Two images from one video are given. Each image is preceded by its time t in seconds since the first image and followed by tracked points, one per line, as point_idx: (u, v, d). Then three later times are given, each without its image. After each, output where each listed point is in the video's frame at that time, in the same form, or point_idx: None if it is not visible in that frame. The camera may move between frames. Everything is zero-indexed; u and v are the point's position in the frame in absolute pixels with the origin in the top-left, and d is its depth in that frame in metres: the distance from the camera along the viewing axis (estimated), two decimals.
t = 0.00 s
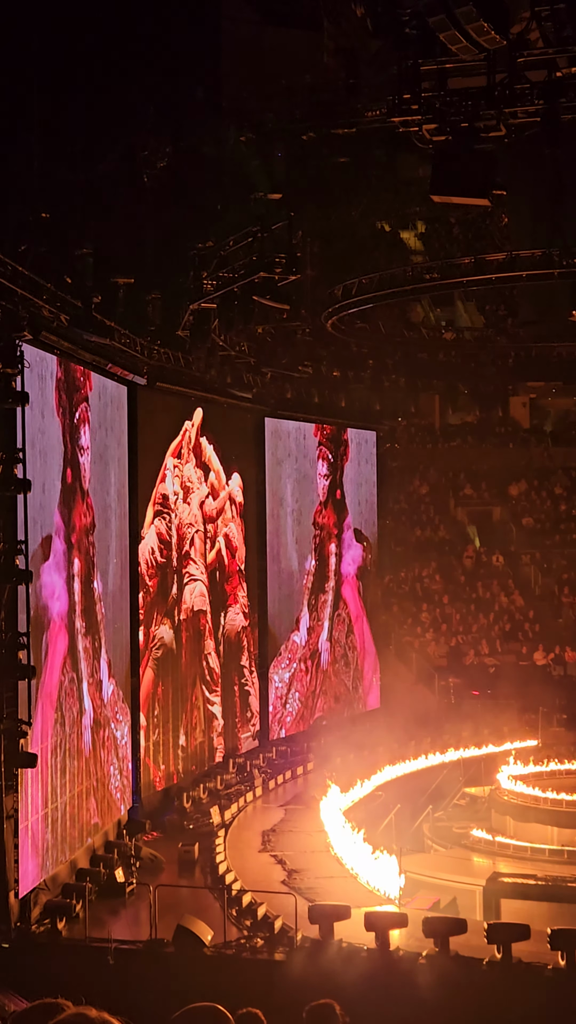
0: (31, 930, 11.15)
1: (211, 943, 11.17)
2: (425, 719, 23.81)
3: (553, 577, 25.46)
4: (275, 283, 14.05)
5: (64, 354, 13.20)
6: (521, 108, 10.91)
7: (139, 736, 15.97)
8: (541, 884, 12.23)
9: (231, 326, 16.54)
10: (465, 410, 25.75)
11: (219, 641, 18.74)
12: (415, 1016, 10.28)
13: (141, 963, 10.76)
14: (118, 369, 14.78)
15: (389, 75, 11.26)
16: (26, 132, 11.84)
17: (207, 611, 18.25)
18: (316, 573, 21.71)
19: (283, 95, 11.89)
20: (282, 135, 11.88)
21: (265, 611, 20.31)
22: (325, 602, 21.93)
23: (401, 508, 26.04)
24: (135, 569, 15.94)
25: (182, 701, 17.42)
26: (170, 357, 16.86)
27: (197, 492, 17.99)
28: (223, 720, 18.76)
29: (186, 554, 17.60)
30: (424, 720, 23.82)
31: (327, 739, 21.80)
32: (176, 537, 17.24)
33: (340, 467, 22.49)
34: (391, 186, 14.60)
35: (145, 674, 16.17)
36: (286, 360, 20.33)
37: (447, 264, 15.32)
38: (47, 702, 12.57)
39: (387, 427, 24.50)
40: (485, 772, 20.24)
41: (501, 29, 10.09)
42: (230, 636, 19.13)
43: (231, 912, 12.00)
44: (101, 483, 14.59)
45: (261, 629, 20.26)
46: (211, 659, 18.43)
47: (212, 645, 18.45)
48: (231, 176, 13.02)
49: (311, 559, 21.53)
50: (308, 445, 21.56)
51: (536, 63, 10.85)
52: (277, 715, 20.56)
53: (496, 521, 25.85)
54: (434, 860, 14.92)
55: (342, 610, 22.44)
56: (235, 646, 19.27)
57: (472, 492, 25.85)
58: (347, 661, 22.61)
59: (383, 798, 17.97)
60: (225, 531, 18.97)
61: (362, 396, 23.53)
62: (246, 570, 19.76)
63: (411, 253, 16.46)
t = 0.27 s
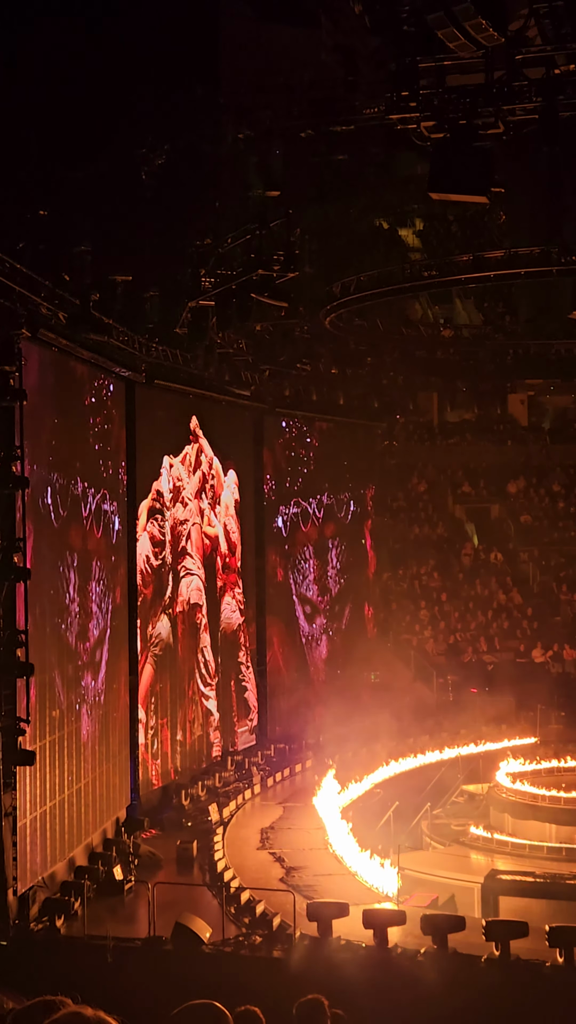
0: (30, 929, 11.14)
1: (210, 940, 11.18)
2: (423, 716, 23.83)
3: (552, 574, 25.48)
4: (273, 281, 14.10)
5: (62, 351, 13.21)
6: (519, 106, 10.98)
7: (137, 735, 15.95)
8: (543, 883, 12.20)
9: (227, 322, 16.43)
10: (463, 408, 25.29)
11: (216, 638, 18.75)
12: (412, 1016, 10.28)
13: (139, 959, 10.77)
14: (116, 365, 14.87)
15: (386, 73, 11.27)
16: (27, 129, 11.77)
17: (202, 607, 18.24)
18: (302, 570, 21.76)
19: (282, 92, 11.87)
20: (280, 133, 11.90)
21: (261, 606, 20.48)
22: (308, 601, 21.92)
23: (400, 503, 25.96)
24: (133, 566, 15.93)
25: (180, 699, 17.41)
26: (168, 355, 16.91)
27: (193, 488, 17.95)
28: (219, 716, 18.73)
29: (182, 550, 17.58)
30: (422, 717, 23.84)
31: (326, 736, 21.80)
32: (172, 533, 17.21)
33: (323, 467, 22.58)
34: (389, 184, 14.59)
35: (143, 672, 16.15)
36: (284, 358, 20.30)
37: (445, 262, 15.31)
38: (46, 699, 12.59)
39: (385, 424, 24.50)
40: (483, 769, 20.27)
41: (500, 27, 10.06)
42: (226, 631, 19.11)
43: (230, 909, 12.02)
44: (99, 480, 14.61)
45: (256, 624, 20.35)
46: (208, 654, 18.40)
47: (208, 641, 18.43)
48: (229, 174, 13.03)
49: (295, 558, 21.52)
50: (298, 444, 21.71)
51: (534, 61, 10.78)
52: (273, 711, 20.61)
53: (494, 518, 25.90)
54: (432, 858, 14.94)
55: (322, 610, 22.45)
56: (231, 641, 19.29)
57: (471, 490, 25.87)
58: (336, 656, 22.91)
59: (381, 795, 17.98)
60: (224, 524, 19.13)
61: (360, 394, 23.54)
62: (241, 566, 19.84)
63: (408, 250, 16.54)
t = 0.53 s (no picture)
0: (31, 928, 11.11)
1: (211, 937, 11.20)
2: (424, 713, 23.84)
3: (552, 572, 25.46)
4: (274, 276, 14.16)
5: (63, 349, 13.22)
6: (520, 103, 10.97)
7: (139, 730, 15.98)
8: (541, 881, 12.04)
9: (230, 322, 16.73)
10: (464, 407, 25.55)
11: (217, 635, 18.78)
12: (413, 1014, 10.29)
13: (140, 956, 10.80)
14: (118, 363, 14.82)
15: (387, 71, 11.28)
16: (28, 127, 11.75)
17: (203, 604, 18.26)
18: (301, 569, 21.74)
19: (283, 90, 11.88)
20: (280, 130, 11.91)
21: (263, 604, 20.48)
22: (310, 600, 22.00)
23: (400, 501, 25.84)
24: (134, 564, 15.92)
25: (181, 695, 17.43)
26: (169, 352, 16.97)
27: (194, 484, 17.99)
28: (218, 711, 18.76)
29: (182, 544, 17.60)
30: (423, 714, 23.85)
31: (327, 734, 21.80)
32: (172, 528, 17.23)
33: (322, 465, 22.59)
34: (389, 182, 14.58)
35: (145, 668, 16.17)
36: (285, 356, 20.30)
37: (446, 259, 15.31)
38: (47, 697, 12.60)
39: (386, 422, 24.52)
40: (484, 767, 20.28)
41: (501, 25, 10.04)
42: (226, 626, 19.13)
43: (231, 906, 12.03)
44: (100, 477, 14.61)
45: (257, 622, 20.36)
46: (208, 649, 18.39)
47: (209, 635, 18.46)
48: (230, 172, 13.04)
49: (296, 557, 21.54)
50: (299, 442, 21.79)
51: (536, 58, 10.76)
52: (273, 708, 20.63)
53: (495, 516, 25.88)
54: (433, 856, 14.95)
55: (323, 608, 22.50)
56: (231, 637, 19.31)
57: (471, 488, 25.87)
58: (335, 653, 22.96)
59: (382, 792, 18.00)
60: (225, 520, 19.19)
61: (361, 392, 23.55)
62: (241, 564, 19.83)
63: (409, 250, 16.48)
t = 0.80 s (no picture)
0: (35, 927, 11.13)
1: (215, 937, 11.19)
2: (428, 712, 23.82)
3: (557, 571, 25.44)
4: (278, 276, 13.95)
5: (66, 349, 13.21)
6: (523, 101, 10.96)
7: (142, 730, 15.98)
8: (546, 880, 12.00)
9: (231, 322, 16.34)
10: (469, 404, 25.61)
11: (221, 635, 18.77)
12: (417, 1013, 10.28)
13: (146, 955, 10.79)
14: (121, 363, 14.78)
15: (391, 69, 11.26)
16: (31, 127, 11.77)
17: (207, 602, 18.25)
18: (305, 569, 21.72)
19: (286, 89, 11.87)
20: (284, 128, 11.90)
21: (266, 603, 20.46)
22: (314, 600, 21.99)
23: (404, 500, 25.60)
24: (138, 563, 15.91)
25: (185, 696, 17.42)
26: (173, 351, 17.00)
27: (198, 482, 17.99)
28: (222, 710, 18.77)
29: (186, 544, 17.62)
30: (427, 713, 23.82)
31: (331, 733, 21.77)
32: (176, 527, 17.24)
33: (326, 464, 22.57)
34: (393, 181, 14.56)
35: (148, 667, 16.17)
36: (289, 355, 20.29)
37: (450, 257, 15.28)
38: (52, 696, 12.63)
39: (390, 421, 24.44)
40: (489, 766, 20.25)
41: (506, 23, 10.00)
42: (230, 625, 19.15)
43: (235, 905, 12.00)
44: (103, 478, 14.60)
45: (261, 622, 20.34)
46: (212, 648, 18.40)
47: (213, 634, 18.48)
48: (234, 170, 13.00)
49: (300, 556, 21.53)
50: (304, 441, 21.80)
51: (540, 56, 10.77)
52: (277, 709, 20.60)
53: (499, 515, 25.83)
54: (438, 855, 14.93)
55: (327, 608, 22.48)
56: (235, 636, 19.32)
57: (476, 487, 25.78)
58: (341, 652, 22.93)
59: (386, 792, 17.98)
60: (227, 523, 19.12)
61: (365, 391, 23.55)
62: (245, 563, 19.82)
63: (413, 247, 16.32)
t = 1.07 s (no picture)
0: (41, 927, 11.15)
1: (222, 938, 11.19)
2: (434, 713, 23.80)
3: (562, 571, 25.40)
4: (282, 276, 13.83)
5: (72, 351, 13.21)
6: (528, 101, 10.89)
7: (149, 732, 16.01)
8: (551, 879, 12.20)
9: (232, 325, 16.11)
10: (474, 407, 25.29)
11: (227, 635, 18.79)
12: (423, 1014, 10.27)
13: (153, 956, 10.79)
14: (127, 365, 14.79)
15: (395, 70, 11.25)
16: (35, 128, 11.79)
17: (213, 603, 18.28)
18: (309, 568, 21.66)
19: (291, 90, 11.88)
20: (288, 130, 11.91)
21: (272, 604, 20.48)
22: (317, 599, 21.95)
23: (409, 501, 25.75)
24: (144, 564, 15.93)
25: (191, 697, 17.44)
26: (178, 352, 17.05)
27: (204, 484, 18.02)
28: (228, 711, 18.80)
29: (191, 545, 17.61)
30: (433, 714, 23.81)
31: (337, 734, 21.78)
32: (183, 528, 17.26)
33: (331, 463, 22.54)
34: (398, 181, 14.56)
35: (155, 669, 16.20)
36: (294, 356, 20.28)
37: (455, 258, 15.26)
38: (58, 697, 12.66)
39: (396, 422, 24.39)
40: (495, 767, 20.23)
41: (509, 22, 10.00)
42: (236, 626, 19.15)
43: (242, 906, 12.01)
44: (109, 480, 14.61)
45: (267, 623, 20.35)
46: (218, 649, 18.43)
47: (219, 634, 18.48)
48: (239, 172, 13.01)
49: (304, 555, 21.50)
50: (309, 441, 21.77)
51: (544, 56, 10.85)
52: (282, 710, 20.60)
53: (505, 516, 25.67)
54: (444, 857, 14.91)
55: (333, 608, 22.50)
56: (242, 635, 19.33)
57: (481, 487, 25.67)
58: (347, 652, 22.88)
59: (392, 792, 17.96)
60: (231, 527, 19.05)
61: (370, 392, 23.55)
62: (251, 564, 19.83)
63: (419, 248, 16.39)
